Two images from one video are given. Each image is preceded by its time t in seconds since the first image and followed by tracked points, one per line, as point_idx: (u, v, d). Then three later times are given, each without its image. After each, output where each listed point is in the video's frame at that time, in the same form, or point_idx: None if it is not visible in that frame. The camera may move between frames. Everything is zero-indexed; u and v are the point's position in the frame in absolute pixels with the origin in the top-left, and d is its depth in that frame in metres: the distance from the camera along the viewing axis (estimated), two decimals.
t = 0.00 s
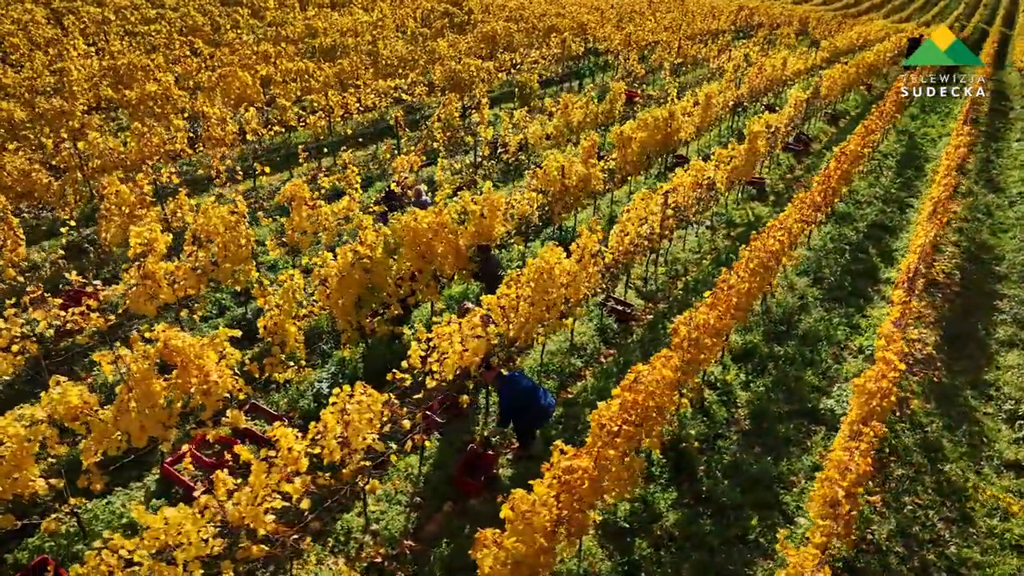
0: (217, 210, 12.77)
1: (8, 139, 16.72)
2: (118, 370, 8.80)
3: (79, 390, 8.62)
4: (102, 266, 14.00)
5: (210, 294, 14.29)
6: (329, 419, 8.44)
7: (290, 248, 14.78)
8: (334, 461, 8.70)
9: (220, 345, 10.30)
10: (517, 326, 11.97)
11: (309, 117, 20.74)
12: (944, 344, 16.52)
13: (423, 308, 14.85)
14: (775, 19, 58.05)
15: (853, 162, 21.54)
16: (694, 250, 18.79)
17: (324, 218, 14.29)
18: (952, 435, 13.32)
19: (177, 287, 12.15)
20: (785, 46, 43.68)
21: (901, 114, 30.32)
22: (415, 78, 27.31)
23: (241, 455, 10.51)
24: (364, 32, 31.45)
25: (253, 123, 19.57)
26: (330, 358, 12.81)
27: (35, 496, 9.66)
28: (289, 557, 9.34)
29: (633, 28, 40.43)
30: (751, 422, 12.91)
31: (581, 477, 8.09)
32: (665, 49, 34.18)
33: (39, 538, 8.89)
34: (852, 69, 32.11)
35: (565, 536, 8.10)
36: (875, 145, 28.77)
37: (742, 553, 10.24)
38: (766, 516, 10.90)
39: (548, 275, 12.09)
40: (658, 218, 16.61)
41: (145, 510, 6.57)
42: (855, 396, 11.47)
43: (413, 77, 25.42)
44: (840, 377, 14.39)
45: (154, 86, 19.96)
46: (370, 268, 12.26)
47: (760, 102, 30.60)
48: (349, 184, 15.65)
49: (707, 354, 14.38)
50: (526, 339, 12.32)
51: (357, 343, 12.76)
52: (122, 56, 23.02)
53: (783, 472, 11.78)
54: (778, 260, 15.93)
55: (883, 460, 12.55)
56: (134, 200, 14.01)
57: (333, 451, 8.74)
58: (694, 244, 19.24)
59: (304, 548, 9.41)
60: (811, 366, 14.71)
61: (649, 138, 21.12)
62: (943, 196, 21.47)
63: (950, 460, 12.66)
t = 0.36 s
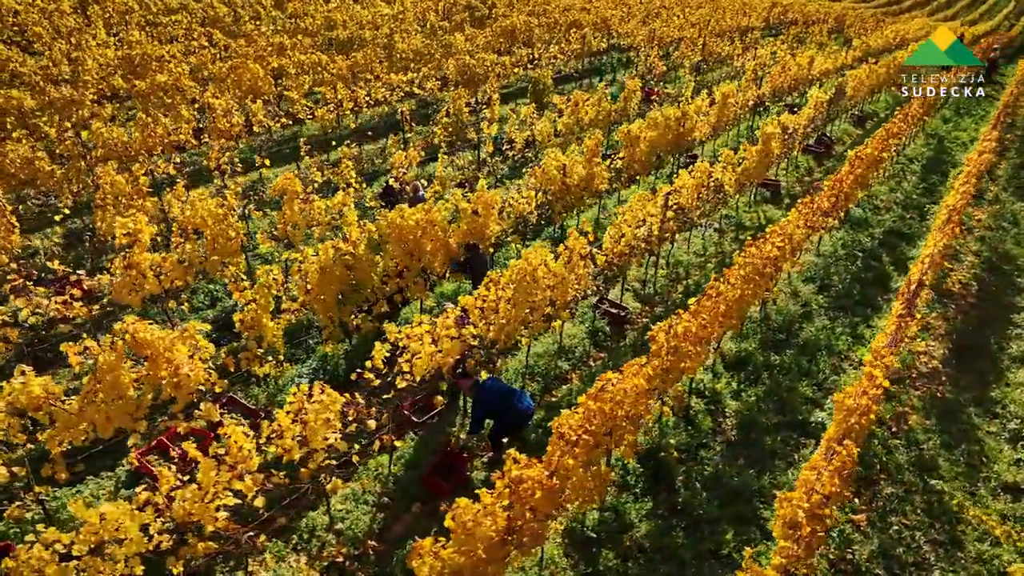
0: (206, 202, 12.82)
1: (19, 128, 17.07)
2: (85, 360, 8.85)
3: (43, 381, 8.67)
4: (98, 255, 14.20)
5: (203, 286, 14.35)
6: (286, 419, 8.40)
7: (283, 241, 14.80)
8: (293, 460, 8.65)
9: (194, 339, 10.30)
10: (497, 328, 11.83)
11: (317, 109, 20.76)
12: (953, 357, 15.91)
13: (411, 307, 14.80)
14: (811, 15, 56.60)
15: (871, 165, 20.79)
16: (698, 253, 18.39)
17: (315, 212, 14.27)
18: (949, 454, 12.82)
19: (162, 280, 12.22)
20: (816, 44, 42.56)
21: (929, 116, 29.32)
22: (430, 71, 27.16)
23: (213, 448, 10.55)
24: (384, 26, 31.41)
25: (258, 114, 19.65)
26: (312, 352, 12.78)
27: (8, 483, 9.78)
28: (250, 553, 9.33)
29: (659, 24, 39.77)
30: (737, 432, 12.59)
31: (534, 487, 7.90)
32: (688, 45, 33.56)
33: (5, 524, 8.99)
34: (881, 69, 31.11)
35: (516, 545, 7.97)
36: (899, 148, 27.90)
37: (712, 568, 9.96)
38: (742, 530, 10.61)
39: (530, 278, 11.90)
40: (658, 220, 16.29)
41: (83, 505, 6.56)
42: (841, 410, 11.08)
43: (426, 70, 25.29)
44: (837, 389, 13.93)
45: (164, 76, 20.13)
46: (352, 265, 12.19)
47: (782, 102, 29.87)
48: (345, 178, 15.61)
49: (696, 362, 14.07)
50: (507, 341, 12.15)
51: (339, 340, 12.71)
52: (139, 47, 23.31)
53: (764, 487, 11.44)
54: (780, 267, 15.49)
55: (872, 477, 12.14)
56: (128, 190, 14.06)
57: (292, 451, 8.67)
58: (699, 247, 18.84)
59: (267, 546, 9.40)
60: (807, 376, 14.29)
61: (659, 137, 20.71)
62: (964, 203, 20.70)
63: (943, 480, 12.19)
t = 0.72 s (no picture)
0: (195, 194, 12.88)
1: (30, 116, 17.39)
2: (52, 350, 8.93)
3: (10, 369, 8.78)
4: (95, 243, 14.35)
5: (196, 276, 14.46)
6: (244, 416, 8.38)
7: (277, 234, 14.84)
8: (252, 456, 8.64)
9: (169, 331, 10.35)
10: (476, 328, 11.67)
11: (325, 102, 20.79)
12: (960, 372, 15.29)
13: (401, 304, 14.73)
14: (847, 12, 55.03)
15: (890, 169, 20.07)
16: (702, 256, 18.02)
17: (307, 206, 14.27)
18: (944, 473, 12.36)
19: (148, 270, 12.32)
20: (848, 41, 41.37)
21: (960, 119, 28.28)
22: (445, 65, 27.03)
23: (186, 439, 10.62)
24: (403, 18, 31.34)
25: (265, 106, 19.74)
26: (296, 346, 12.77)
27: None
28: (212, 546, 9.36)
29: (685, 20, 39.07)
30: (722, 443, 12.28)
31: (484, 495, 7.76)
32: (711, 43, 32.87)
33: None
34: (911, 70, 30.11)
35: (466, 552, 7.86)
36: (926, 153, 26.99)
37: None
38: (715, 544, 10.34)
39: (511, 279, 11.73)
40: (657, 222, 15.98)
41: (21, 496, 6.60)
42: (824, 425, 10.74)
43: (440, 65, 25.16)
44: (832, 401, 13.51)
45: (176, 66, 20.33)
46: (335, 260, 12.14)
47: (805, 103, 29.11)
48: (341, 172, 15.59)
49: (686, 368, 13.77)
50: (488, 342, 12.02)
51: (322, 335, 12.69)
52: (157, 37, 23.59)
53: (743, 499, 11.15)
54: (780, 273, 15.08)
55: (859, 495, 11.76)
56: (124, 180, 14.19)
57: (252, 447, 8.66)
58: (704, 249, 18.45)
59: (229, 541, 9.42)
60: (802, 387, 13.90)
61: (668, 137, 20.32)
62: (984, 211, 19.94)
63: (934, 501, 11.75)
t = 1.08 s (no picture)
0: (186, 185, 12.95)
1: (42, 104, 17.72)
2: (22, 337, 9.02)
3: None
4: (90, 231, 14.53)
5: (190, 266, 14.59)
6: (203, 410, 8.40)
7: (271, 226, 14.87)
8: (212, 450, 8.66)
9: (146, 321, 10.42)
10: (456, 328, 11.55)
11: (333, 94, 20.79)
12: (967, 388, 14.56)
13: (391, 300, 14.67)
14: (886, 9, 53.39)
15: (909, 173, 19.36)
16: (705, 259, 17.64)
17: (300, 200, 14.27)
18: (937, 493, 11.91)
19: (136, 259, 12.42)
20: (882, 40, 40.11)
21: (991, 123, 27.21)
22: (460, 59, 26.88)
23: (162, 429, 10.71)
24: (423, 11, 31.24)
25: (274, 98, 19.82)
26: (280, 339, 12.79)
27: None
28: (176, 537, 9.42)
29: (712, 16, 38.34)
30: (706, 452, 11.97)
31: (433, 500, 7.64)
32: (736, 40, 32.19)
33: None
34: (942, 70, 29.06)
35: (416, 557, 7.77)
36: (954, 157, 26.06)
37: None
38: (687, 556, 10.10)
39: (492, 279, 11.57)
40: (656, 224, 15.67)
41: None
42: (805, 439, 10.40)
43: (453, 59, 25.01)
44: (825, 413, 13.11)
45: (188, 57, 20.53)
46: (319, 254, 12.10)
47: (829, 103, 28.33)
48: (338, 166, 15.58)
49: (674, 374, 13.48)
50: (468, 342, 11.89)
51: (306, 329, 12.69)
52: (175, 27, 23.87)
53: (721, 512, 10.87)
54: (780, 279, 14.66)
55: (843, 512, 11.39)
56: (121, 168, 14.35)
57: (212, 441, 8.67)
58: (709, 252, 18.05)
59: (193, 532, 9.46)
60: (795, 397, 13.50)
61: (677, 135, 19.92)
62: (1006, 220, 19.15)
63: (922, 522, 11.32)
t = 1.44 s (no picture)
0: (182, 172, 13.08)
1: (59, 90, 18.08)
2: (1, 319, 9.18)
3: None
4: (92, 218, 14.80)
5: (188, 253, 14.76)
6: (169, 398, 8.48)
7: (269, 216, 14.95)
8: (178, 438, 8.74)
9: (130, 307, 10.56)
10: (438, 324, 11.47)
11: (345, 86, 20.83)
12: (975, 405, 13.91)
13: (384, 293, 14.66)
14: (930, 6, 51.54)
15: (932, 179, 18.68)
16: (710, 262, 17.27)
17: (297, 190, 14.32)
18: (929, 512, 11.49)
19: (129, 245, 12.59)
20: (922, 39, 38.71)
21: None
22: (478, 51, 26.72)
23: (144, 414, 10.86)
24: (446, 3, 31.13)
25: (286, 88, 19.94)
26: (269, 328, 12.86)
27: None
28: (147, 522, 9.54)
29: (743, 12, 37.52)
30: (689, 460, 11.72)
31: (385, 499, 7.58)
32: (765, 37, 31.47)
33: None
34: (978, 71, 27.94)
35: (367, 554, 7.75)
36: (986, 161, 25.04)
37: None
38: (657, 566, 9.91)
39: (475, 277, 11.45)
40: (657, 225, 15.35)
41: None
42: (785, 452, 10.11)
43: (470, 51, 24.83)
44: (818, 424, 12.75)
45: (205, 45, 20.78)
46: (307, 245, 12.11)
47: (857, 104, 27.50)
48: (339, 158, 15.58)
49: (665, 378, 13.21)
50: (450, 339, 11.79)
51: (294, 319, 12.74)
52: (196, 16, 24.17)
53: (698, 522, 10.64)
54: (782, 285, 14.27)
55: (827, 528, 11.04)
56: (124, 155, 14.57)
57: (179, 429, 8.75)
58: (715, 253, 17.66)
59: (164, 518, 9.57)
60: (789, 407, 13.15)
61: (689, 134, 19.52)
62: None
63: (909, 541, 10.93)
